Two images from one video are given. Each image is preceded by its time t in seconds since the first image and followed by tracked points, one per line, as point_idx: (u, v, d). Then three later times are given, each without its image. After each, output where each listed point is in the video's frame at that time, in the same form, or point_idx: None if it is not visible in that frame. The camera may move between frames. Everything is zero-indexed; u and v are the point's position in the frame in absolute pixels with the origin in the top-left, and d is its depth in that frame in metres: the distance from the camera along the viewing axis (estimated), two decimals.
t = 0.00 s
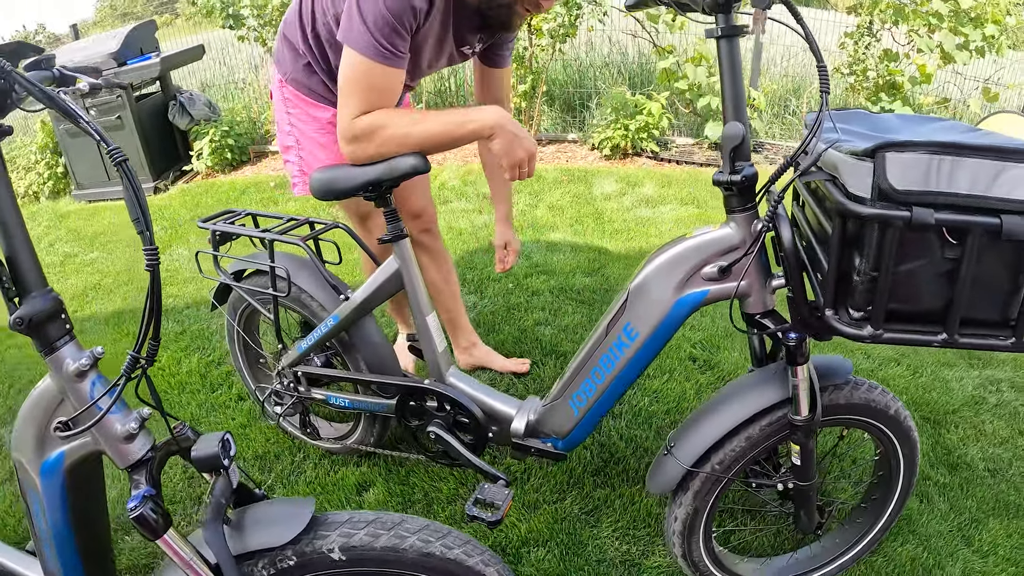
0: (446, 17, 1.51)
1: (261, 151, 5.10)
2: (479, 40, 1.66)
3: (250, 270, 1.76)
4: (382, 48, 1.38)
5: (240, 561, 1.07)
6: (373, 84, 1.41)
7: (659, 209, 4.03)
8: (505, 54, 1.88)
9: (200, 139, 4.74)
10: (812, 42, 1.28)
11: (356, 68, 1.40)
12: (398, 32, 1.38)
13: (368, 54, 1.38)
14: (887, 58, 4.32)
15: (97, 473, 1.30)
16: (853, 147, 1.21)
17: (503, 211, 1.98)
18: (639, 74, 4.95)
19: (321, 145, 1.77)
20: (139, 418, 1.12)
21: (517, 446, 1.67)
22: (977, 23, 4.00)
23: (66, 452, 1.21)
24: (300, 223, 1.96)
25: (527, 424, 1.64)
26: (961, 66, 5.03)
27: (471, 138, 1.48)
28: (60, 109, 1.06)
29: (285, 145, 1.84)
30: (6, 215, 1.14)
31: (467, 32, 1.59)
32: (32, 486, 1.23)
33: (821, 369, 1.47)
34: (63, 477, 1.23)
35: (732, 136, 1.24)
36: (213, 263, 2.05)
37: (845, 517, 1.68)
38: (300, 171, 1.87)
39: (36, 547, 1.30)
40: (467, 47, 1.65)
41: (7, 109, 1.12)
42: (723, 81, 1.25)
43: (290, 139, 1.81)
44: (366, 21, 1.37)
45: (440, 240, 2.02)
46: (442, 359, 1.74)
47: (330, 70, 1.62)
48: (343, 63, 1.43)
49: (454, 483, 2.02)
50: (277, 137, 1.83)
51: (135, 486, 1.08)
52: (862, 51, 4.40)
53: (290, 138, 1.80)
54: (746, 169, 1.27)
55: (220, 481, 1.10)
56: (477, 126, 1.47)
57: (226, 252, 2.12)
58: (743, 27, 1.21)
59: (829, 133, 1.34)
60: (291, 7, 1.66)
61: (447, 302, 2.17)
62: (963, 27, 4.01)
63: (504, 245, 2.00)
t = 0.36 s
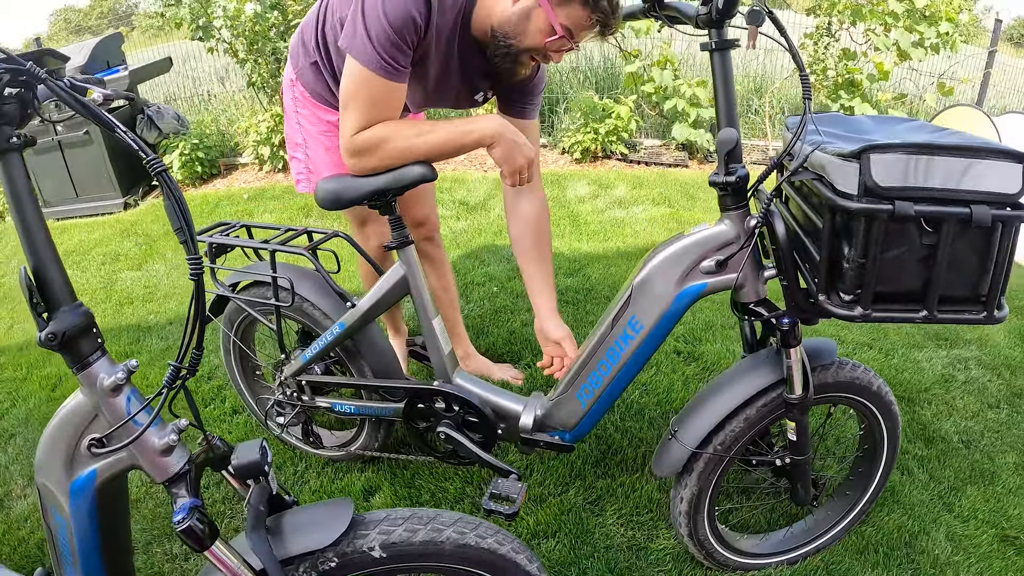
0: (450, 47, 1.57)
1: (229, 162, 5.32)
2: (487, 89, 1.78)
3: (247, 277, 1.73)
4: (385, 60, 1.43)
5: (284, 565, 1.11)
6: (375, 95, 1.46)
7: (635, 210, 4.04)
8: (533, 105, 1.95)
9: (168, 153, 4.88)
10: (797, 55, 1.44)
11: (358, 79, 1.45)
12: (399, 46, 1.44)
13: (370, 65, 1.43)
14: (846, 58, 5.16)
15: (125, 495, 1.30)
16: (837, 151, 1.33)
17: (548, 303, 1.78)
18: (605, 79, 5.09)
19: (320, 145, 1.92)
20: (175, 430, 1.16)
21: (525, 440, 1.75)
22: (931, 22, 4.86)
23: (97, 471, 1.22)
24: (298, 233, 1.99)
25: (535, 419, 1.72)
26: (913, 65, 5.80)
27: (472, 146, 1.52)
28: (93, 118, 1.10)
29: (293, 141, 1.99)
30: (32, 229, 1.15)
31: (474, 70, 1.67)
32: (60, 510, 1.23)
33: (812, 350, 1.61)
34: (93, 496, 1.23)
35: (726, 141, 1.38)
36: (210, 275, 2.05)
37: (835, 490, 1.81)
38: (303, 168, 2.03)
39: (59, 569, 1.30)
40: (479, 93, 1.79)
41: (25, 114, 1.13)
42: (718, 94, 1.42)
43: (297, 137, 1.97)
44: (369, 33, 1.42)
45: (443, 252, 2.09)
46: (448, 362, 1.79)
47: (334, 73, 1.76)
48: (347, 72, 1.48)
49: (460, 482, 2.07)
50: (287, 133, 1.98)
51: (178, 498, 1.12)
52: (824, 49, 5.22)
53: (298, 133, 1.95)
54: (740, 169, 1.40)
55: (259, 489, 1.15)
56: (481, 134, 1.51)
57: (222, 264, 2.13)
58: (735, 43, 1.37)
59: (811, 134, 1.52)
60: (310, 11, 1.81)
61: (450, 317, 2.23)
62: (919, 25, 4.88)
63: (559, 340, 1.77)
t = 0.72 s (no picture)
0: (458, 59, 1.64)
1: (215, 173, 5.53)
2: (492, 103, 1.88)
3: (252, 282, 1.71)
4: (392, 69, 1.46)
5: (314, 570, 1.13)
6: (382, 104, 1.49)
7: (621, 214, 4.10)
8: (536, 120, 2.01)
9: (155, 165, 4.83)
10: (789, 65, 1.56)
11: (365, 88, 1.48)
12: (408, 56, 1.47)
13: (378, 74, 1.46)
14: (825, 61, 5.73)
15: (147, 510, 1.30)
16: (833, 151, 1.40)
17: (548, 313, 1.80)
18: (589, 86, 5.17)
19: (322, 151, 1.95)
20: (204, 437, 1.19)
21: (534, 439, 1.80)
22: (906, 26, 5.38)
23: (123, 481, 1.22)
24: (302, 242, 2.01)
25: (543, 418, 1.77)
26: (888, 66, 6.31)
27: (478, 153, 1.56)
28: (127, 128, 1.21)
29: (299, 146, 2.03)
30: (58, 237, 1.18)
31: (480, 80, 1.75)
32: (83, 524, 1.22)
33: (811, 342, 1.67)
34: (117, 507, 1.23)
35: (726, 144, 1.46)
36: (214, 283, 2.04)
37: (833, 478, 1.92)
38: (308, 172, 2.06)
39: None
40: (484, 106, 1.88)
41: (45, 120, 1.20)
42: (719, 99, 1.52)
43: (303, 142, 2.01)
44: (378, 43, 1.45)
45: (446, 258, 2.13)
46: (455, 366, 1.82)
47: (338, 80, 1.80)
48: (354, 82, 1.51)
49: (468, 483, 2.10)
50: (294, 138, 2.03)
51: (209, 505, 1.17)
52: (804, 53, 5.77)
53: (304, 139, 2.01)
54: (740, 172, 1.46)
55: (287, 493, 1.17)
56: (487, 142, 1.55)
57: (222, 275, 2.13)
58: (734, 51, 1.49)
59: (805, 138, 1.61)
60: (319, 19, 1.87)
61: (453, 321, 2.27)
62: (896, 28, 5.40)
63: (562, 347, 1.77)
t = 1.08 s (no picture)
0: (457, 75, 1.67)
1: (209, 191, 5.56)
2: (491, 117, 1.91)
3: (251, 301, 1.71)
4: (394, 90, 1.49)
5: None
6: (383, 123, 1.52)
7: (614, 227, 4.14)
8: (533, 133, 2.05)
9: (148, 183, 4.84)
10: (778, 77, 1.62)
11: (366, 108, 1.51)
12: (407, 77, 1.50)
13: (380, 95, 1.49)
14: (813, 71, 5.90)
15: (155, 529, 1.31)
16: (826, 164, 1.44)
17: (553, 325, 1.82)
18: (580, 100, 5.24)
19: (320, 171, 1.97)
20: (213, 457, 1.22)
21: (536, 453, 1.81)
22: (891, 34, 5.60)
23: (132, 501, 1.23)
24: (301, 260, 2.02)
25: (545, 432, 1.79)
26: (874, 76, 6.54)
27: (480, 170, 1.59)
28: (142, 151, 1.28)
29: (297, 166, 2.05)
30: (65, 256, 1.19)
31: (478, 96, 1.78)
32: (91, 544, 1.23)
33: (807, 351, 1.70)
34: (125, 527, 1.24)
35: (721, 158, 1.49)
36: (213, 302, 2.04)
37: (832, 484, 1.95)
38: (306, 192, 2.07)
39: None
40: (482, 121, 1.91)
41: (52, 140, 1.22)
42: (713, 115, 1.55)
43: (300, 162, 2.03)
44: (380, 63, 1.48)
45: (444, 276, 2.16)
46: (457, 381, 1.83)
47: (337, 99, 1.83)
48: (355, 103, 1.54)
49: (469, 498, 2.11)
50: (290, 159, 2.05)
51: (219, 524, 1.19)
52: (791, 63, 5.94)
53: (301, 159, 2.02)
54: (735, 187, 1.50)
55: (294, 513, 1.18)
56: (488, 157, 1.58)
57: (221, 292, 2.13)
58: (726, 67, 1.55)
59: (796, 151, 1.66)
60: (314, 40, 1.90)
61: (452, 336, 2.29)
62: (881, 37, 5.62)
63: (568, 360, 1.79)
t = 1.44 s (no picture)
0: (450, 92, 1.70)
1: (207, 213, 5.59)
2: (487, 132, 1.93)
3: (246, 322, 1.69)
4: (387, 116, 1.51)
5: None
6: (377, 150, 1.54)
7: (610, 248, 4.16)
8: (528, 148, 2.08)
9: (146, 204, 4.87)
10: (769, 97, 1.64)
11: (360, 136, 1.53)
12: (400, 101, 1.53)
13: (376, 121, 1.51)
14: (806, 90, 5.98)
15: (152, 550, 1.31)
16: (815, 185, 1.46)
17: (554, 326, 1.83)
18: (575, 122, 5.29)
19: (316, 195, 2.00)
20: (210, 479, 1.24)
21: (532, 474, 1.82)
22: (884, 51, 5.64)
23: (129, 521, 1.23)
24: (298, 282, 2.03)
25: (541, 453, 1.80)
26: (867, 94, 6.63)
27: (475, 194, 1.61)
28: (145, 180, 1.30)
29: (293, 192, 2.07)
30: (65, 279, 1.20)
31: (473, 113, 1.81)
32: (87, 564, 1.22)
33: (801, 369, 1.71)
34: (121, 549, 1.24)
35: (713, 181, 1.51)
36: (210, 323, 2.05)
37: (829, 501, 1.95)
38: (303, 217, 2.11)
39: None
40: (478, 137, 1.95)
41: (52, 163, 1.24)
42: (704, 137, 1.57)
43: (297, 187, 2.06)
44: (373, 90, 1.50)
45: (440, 297, 2.17)
46: (453, 403, 1.84)
47: (331, 124, 1.85)
48: (349, 129, 1.56)
49: (466, 519, 2.10)
50: (286, 184, 2.07)
51: (216, 545, 1.20)
52: (784, 83, 6.03)
53: (298, 184, 2.04)
54: (727, 209, 1.52)
55: (289, 534, 1.18)
56: (484, 181, 1.60)
57: (218, 314, 2.14)
58: (717, 89, 1.57)
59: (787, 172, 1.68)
60: (308, 66, 1.92)
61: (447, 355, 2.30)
62: (873, 54, 5.67)
63: (570, 363, 1.79)
